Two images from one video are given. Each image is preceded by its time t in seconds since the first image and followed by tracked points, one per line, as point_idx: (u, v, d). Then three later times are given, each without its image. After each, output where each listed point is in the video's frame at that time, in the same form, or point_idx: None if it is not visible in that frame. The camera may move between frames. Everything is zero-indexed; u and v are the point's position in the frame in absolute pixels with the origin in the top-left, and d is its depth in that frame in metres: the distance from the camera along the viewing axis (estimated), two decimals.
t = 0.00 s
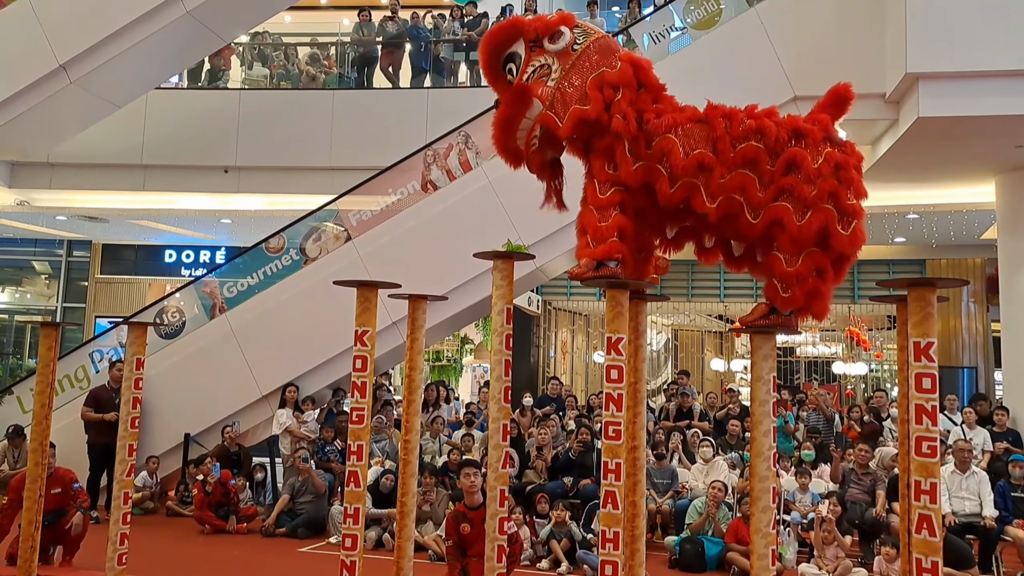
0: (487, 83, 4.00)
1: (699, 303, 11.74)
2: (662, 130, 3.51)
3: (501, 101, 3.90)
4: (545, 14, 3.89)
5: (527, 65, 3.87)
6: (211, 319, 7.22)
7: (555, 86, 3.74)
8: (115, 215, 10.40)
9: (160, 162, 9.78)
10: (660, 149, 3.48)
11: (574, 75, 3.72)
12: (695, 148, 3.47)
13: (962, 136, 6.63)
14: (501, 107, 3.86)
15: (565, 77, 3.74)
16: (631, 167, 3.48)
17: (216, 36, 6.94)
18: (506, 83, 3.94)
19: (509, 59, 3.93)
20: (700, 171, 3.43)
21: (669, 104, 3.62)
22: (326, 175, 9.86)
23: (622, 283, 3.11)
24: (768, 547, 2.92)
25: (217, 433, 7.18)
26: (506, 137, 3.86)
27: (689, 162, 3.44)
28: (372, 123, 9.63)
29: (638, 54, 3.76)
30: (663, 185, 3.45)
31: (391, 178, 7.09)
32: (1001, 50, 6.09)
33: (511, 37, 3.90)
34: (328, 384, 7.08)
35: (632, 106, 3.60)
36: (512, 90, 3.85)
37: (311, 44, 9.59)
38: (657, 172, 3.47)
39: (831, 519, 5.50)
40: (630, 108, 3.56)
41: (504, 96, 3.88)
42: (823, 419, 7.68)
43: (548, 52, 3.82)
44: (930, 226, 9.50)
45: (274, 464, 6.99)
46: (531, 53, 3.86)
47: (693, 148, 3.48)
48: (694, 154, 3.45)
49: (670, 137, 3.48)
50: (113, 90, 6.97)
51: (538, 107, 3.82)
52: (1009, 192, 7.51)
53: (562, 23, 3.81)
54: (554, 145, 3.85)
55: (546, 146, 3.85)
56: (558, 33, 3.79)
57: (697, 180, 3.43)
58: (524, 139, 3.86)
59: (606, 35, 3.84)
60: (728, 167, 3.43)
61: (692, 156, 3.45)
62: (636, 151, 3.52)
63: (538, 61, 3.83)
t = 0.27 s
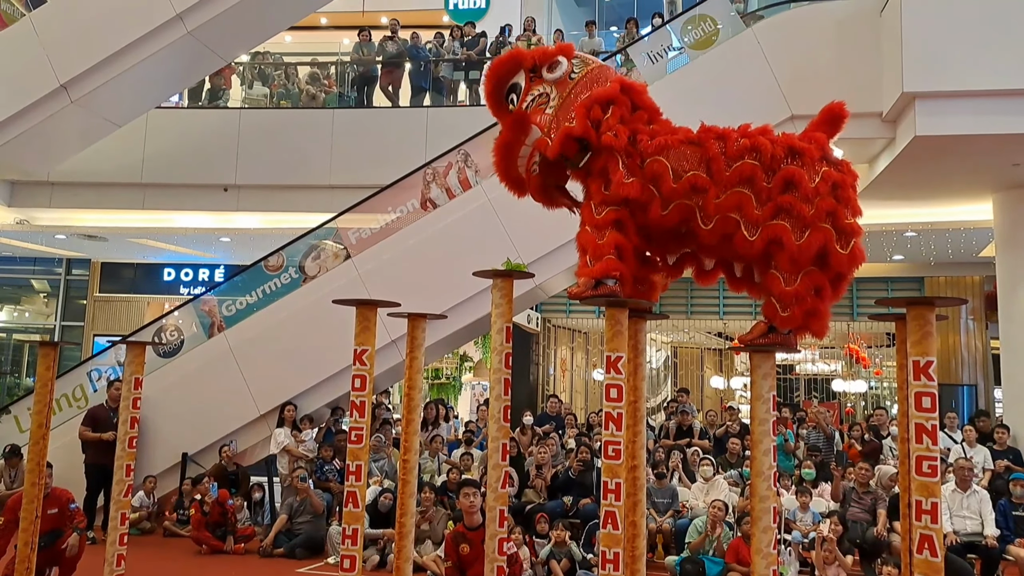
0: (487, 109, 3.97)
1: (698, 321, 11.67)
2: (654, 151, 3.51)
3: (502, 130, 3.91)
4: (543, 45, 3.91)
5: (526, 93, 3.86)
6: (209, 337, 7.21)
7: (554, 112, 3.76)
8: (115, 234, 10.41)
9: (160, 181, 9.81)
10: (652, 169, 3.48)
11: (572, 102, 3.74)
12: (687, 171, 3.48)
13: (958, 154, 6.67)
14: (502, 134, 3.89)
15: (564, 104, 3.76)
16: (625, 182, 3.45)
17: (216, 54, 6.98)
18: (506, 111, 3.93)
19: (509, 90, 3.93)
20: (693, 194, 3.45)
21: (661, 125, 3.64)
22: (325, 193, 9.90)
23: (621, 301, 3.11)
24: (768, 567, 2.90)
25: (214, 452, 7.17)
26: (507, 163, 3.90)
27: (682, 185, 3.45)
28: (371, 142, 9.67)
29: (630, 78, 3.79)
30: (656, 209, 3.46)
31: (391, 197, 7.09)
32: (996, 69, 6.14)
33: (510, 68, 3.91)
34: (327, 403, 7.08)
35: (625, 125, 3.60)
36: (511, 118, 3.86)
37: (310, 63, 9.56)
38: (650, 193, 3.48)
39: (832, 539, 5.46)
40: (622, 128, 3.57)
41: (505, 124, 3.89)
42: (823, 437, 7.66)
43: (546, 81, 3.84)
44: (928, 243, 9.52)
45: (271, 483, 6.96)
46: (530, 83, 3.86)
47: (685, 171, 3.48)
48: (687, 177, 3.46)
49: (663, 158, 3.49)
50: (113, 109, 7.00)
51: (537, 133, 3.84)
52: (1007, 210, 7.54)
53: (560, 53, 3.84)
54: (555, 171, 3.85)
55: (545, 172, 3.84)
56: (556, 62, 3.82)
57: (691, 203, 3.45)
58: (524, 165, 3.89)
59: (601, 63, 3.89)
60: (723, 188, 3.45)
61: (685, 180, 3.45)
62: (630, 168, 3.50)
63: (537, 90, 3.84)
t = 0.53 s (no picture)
0: (497, 105, 4.33)
1: (694, 327, 11.75)
2: (637, 171, 3.67)
3: (506, 124, 4.24)
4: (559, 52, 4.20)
5: (535, 94, 4.18)
6: (205, 348, 7.20)
7: (558, 116, 4.07)
8: (109, 246, 10.39)
9: (154, 192, 9.80)
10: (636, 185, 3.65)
11: (576, 110, 4.05)
12: (670, 187, 3.60)
13: (950, 161, 6.71)
14: (506, 129, 4.21)
15: (569, 110, 4.06)
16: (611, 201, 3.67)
17: (208, 64, 7.02)
18: (513, 106, 4.27)
19: (520, 88, 4.26)
20: (677, 205, 3.55)
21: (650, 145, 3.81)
22: (320, 204, 9.91)
23: (617, 310, 3.09)
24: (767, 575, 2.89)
25: (209, 464, 7.12)
26: (505, 156, 4.24)
27: (663, 198, 3.57)
28: (366, 152, 9.68)
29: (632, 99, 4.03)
30: (638, 215, 3.58)
31: (386, 207, 7.12)
32: (987, 76, 6.18)
33: (524, 68, 4.23)
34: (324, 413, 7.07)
35: (618, 145, 3.85)
36: (517, 114, 4.19)
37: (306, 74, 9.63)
38: (633, 208, 3.62)
39: (830, 545, 5.44)
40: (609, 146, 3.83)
41: (510, 119, 4.22)
42: (820, 443, 7.67)
43: (557, 86, 4.15)
44: (922, 249, 9.57)
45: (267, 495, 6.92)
46: (541, 85, 4.18)
47: (667, 185, 3.62)
48: (667, 191, 3.59)
49: (647, 176, 3.65)
50: (106, 121, 7.00)
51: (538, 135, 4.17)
52: (1000, 216, 7.58)
53: (574, 64, 4.12)
54: (549, 172, 4.19)
55: (539, 171, 4.19)
56: (569, 71, 4.10)
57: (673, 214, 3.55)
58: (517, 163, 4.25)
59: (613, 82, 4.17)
60: (705, 198, 3.52)
61: (667, 194, 3.58)
62: (616, 186, 3.72)
63: (546, 93, 4.15)
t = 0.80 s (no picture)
0: (500, 97, 4.22)
1: (698, 330, 11.53)
2: (639, 166, 3.69)
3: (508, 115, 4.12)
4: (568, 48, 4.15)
5: (542, 88, 4.10)
6: (209, 354, 7.19)
7: (562, 111, 3.98)
8: (112, 251, 10.41)
9: (158, 198, 9.82)
10: (636, 184, 3.67)
11: (582, 106, 3.97)
12: (668, 187, 3.62)
13: (954, 163, 6.70)
14: (507, 119, 4.10)
15: (575, 106, 3.98)
16: (610, 201, 3.70)
17: (211, 70, 7.01)
18: (516, 99, 4.16)
19: (525, 81, 4.17)
20: (673, 207, 3.59)
21: (654, 143, 3.81)
22: (323, 209, 9.94)
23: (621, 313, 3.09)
24: None
25: (214, 469, 7.12)
26: (506, 147, 4.11)
27: (661, 201, 3.62)
28: (369, 157, 9.70)
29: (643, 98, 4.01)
30: (642, 224, 3.69)
31: (389, 212, 7.12)
32: (991, 78, 6.17)
33: (531, 62, 4.14)
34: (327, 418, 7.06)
35: (623, 141, 3.82)
36: (521, 105, 4.08)
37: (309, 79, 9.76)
38: (634, 208, 3.70)
39: (836, 548, 5.41)
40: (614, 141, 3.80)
41: (513, 110, 4.10)
42: (825, 446, 7.65)
43: (563, 82, 4.07)
44: (926, 251, 9.56)
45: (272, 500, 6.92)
46: (548, 79, 4.11)
47: (666, 185, 3.63)
48: (665, 193, 3.61)
49: (645, 175, 3.67)
50: (109, 126, 7.00)
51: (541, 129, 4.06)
52: (1004, 218, 7.56)
53: (582, 61, 4.06)
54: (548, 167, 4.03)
55: (539, 164, 4.02)
56: (577, 68, 4.04)
57: (671, 215, 3.60)
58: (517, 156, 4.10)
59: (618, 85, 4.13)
60: (699, 200, 3.53)
61: (664, 196, 3.61)
62: (618, 185, 3.71)
63: (552, 87, 4.07)
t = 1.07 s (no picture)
0: (492, 111, 4.12)
1: (702, 335, 11.46)
2: (631, 172, 3.63)
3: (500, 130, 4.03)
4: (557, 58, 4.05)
5: (532, 101, 4.01)
6: (213, 359, 7.20)
7: (556, 122, 3.90)
8: (116, 257, 10.43)
9: (161, 203, 9.84)
10: (629, 190, 3.60)
11: (574, 117, 3.90)
12: (660, 192, 3.56)
13: (958, 167, 6.70)
14: (501, 133, 3.98)
15: (567, 117, 3.91)
16: (604, 209, 3.64)
17: (214, 76, 7.04)
18: (508, 113, 4.07)
19: (516, 94, 4.08)
20: (666, 213, 3.54)
21: (647, 148, 3.76)
22: (326, 214, 9.96)
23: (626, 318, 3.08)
24: None
25: (217, 474, 7.12)
26: (501, 163, 4.00)
27: (654, 206, 3.55)
28: (372, 163, 9.73)
29: (636, 105, 3.97)
30: (636, 229, 3.60)
31: (392, 217, 7.15)
32: (994, 82, 6.18)
33: (521, 74, 4.04)
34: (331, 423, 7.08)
35: (615, 148, 3.77)
36: (513, 119, 3.98)
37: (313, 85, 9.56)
38: (629, 214, 3.62)
39: (841, 553, 5.40)
40: (609, 150, 3.73)
41: (505, 125, 4.00)
42: (830, 450, 7.64)
43: (554, 93, 3.98)
44: (930, 255, 9.55)
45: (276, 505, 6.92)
46: (538, 92, 4.01)
47: (658, 191, 3.57)
48: (659, 198, 3.55)
49: (636, 181, 3.61)
50: (113, 132, 7.03)
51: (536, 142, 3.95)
52: (1008, 221, 7.56)
53: (572, 70, 3.98)
54: (546, 179, 4.01)
55: (536, 177, 4.00)
56: (567, 77, 3.95)
57: (665, 223, 3.55)
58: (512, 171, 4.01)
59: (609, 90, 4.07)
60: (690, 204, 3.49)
61: (656, 202, 3.55)
62: (610, 193, 3.66)
63: (543, 99, 3.98)
